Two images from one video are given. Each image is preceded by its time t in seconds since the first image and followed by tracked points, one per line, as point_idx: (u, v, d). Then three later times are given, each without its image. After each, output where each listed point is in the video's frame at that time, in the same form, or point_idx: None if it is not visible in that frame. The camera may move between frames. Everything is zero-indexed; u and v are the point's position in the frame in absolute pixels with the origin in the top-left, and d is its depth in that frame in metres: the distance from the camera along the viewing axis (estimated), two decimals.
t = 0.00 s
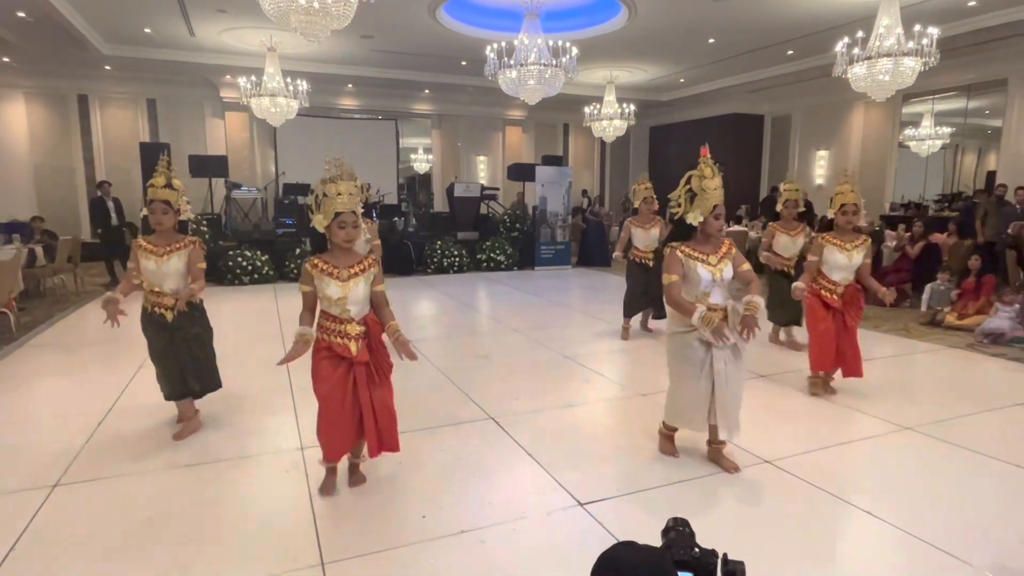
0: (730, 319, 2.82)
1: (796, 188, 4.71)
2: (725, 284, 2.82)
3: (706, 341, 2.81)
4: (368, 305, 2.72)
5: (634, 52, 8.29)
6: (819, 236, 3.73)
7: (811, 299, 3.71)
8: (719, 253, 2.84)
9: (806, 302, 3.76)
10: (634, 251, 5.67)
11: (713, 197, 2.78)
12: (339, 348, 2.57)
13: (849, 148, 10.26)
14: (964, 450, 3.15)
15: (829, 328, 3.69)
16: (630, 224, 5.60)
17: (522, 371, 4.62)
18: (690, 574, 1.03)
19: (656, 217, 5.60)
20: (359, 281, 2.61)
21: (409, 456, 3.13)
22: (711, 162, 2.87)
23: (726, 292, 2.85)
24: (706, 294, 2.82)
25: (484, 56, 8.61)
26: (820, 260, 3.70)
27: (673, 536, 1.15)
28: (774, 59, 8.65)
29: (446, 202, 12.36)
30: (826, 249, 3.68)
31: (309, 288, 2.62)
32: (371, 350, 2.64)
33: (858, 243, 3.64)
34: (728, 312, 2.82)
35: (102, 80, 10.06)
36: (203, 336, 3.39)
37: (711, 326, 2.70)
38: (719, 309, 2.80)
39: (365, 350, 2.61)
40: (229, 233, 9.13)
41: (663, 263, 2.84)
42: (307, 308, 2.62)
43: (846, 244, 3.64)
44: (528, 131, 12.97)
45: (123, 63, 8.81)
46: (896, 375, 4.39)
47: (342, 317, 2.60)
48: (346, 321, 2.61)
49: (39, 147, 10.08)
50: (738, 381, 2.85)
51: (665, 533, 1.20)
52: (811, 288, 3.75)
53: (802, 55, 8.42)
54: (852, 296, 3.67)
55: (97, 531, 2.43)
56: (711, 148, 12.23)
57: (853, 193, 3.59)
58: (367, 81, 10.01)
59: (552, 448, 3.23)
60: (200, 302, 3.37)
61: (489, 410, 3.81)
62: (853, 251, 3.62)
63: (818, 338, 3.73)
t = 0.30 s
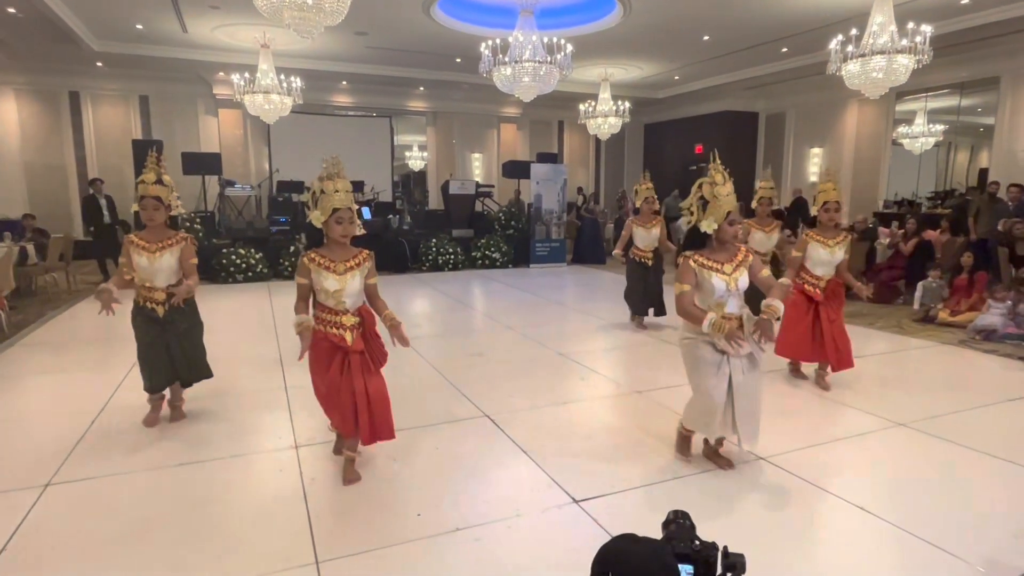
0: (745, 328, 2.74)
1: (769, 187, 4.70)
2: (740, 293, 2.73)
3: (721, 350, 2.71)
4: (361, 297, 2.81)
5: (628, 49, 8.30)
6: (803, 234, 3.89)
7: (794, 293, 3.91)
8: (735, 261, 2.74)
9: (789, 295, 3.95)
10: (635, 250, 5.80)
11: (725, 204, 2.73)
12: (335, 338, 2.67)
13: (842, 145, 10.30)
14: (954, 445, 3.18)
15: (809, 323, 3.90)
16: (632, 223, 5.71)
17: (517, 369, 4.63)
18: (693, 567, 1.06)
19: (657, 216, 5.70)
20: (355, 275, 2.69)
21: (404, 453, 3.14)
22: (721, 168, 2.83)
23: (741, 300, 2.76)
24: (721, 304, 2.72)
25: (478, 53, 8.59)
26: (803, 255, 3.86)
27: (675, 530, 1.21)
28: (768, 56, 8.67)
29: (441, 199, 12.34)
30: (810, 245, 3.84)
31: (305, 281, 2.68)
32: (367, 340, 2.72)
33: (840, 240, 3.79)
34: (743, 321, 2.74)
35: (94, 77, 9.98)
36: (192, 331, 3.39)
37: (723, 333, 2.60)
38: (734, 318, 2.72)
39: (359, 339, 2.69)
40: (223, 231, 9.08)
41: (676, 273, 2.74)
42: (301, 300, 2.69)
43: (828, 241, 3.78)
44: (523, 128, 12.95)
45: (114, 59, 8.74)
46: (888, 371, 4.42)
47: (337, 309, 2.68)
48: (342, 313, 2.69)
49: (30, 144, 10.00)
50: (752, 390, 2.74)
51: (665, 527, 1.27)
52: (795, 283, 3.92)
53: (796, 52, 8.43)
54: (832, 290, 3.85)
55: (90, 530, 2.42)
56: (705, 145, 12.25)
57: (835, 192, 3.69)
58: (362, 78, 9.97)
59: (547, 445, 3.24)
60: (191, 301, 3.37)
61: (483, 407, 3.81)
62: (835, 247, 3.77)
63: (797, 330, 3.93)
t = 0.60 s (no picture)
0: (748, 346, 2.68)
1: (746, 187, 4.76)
2: (745, 311, 2.67)
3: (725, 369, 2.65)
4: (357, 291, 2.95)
5: (624, 46, 8.31)
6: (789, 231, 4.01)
7: (780, 287, 4.00)
8: (740, 279, 2.69)
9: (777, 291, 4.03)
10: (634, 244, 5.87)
11: (730, 219, 2.66)
12: (335, 330, 2.79)
13: (837, 142, 10.33)
14: (947, 440, 3.21)
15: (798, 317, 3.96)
16: (632, 217, 5.77)
17: (514, 366, 4.63)
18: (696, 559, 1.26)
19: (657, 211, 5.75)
20: (352, 271, 2.84)
21: (401, 449, 3.15)
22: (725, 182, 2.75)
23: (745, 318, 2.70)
24: (725, 322, 2.67)
25: (474, 50, 8.58)
26: (789, 251, 3.98)
27: (679, 525, 1.38)
28: (764, 53, 8.68)
29: (436, 196, 12.32)
30: (795, 242, 3.96)
31: (306, 278, 2.80)
32: (364, 332, 2.87)
33: (825, 236, 3.92)
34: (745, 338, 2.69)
35: (87, 73, 9.91)
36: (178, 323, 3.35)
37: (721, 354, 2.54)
38: (736, 336, 2.68)
39: (357, 332, 2.84)
40: (218, 229, 9.05)
41: (679, 289, 2.70)
42: (301, 295, 2.81)
43: (813, 238, 3.92)
44: (518, 125, 12.93)
45: (108, 56, 8.69)
46: (882, 366, 4.45)
47: (337, 303, 2.81)
48: (340, 307, 2.82)
49: (22, 142, 9.94)
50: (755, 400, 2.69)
51: (671, 520, 1.43)
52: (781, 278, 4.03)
53: (791, 49, 8.45)
54: (818, 285, 3.98)
55: (86, 529, 2.41)
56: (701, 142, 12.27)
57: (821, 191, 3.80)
58: (357, 75, 9.95)
59: (543, 441, 3.25)
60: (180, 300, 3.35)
61: (480, 404, 3.82)
62: (819, 244, 3.91)
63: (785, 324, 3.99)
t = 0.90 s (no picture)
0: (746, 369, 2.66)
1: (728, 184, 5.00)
2: (746, 335, 2.65)
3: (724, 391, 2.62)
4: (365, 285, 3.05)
5: (621, 41, 8.28)
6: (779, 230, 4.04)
7: (774, 286, 3.98)
8: (742, 302, 2.65)
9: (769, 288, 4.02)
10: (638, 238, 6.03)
11: (730, 241, 2.61)
12: (343, 320, 2.88)
13: (834, 136, 10.33)
14: (944, 433, 3.22)
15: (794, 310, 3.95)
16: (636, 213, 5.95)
17: (511, 361, 4.64)
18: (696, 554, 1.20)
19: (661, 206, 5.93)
20: (361, 265, 2.95)
21: (398, 445, 3.15)
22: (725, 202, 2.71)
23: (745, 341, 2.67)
24: (725, 344, 2.64)
25: (471, 44, 8.55)
26: (780, 251, 3.99)
27: (680, 519, 1.31)
28: (761, 47, 8.66)
29: (433, 191, 12.29)
30: (786, 241, 3.98)
31: (315, 272, 2.91)
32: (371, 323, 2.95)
33: (813, 237, 3.95)
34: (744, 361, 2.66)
35: (81, 68, 9.86)
36: (161, 319, 3.42)
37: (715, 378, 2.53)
38: (735, 359, 2.65)
39: (366, 323, 2.93)
40: (215, 225, 9.03)
41: (680, 308, 2.66)
42: (311, 289, 2.90)
43: (802, 237, 3.94)
44: (516, 119, 12.90)
45: (103, 51, 8.64)
46: (878, 360, 4.46)
47: (346, 296, 2.91)
48: (349, 299, 2.92)
49: (17, 138, 9.89)
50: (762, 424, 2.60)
51: (672, 513, 1.36)
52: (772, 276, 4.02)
53: (789, 43, 8.44)
54: (806, 283, 3.98)
55: (83, 527, 2.41)
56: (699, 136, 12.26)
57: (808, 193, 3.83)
58: (354, 70, 9.91)
59: (541, 437, 3.25)
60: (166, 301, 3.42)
61: (478, 399, 3.82)
62: (809, 244, 3.93)
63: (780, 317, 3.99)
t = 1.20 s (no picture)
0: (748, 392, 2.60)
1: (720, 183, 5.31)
2: (748, 358, 2.56)
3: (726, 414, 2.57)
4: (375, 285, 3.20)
5: (621, 34, 8.25)
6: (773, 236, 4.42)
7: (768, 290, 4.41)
8: (743, 324, 2.58)
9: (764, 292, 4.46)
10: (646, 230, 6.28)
11: (728, 264, 2.53)
12: (353, 318, 3.06)
13: (834, 129, 10.31)
14: (943, 427, 3.23)
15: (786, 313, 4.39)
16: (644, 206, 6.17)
17: (510, 356, 4.64)
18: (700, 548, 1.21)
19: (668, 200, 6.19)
20: (370, 266, 3.09)
21: (398, 441, 3.15)
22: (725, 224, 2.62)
23: (748, 363, 2.59)
24: (725, 365, 2.57)
25: (470, 38, 8.52)
26: (774, 255, 4.37)
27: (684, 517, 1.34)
28: (760, 40, 8.63)
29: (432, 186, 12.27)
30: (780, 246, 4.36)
31: (326, 273, 3.07)
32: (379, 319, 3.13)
33: (805, 241, 4.30)
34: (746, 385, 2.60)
35: (78, 63, 9.81)
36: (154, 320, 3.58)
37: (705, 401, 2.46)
38: (736, 382, 2.59)
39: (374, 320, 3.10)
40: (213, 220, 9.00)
41: (679, 330, 2.60)
42: (322, 289, 3.07)
43: (794, 242, 4.31)
44: (515, 113, 12.86)
45: (99, 46, 8.60)
46: (876, 354, 4.47)
47: (355, 296, 3.07)
48: (359, 299, 3.08)
49: (14, 133, 9.86)
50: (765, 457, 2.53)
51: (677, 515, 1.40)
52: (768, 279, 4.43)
53: (788, 36, 8.42)
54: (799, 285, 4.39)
55: (84, 523, 2.41)
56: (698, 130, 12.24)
57: (801, 199, 4.13)
58: (352, 64, 9.87)
59: (541, 432, 3.25)
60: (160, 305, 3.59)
61: (477, 394, 3.83)
62: (800, 248, 4.29)
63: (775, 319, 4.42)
